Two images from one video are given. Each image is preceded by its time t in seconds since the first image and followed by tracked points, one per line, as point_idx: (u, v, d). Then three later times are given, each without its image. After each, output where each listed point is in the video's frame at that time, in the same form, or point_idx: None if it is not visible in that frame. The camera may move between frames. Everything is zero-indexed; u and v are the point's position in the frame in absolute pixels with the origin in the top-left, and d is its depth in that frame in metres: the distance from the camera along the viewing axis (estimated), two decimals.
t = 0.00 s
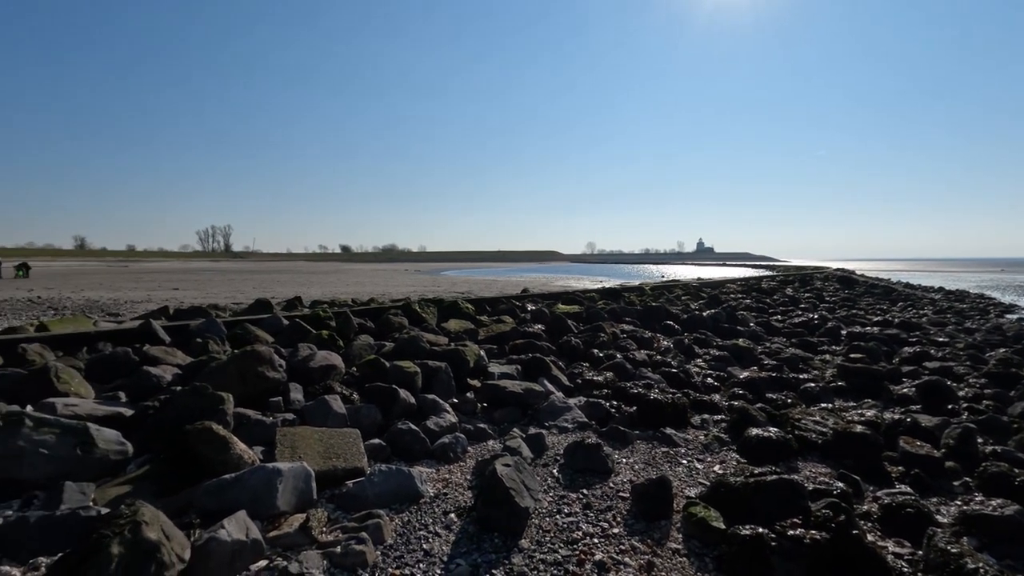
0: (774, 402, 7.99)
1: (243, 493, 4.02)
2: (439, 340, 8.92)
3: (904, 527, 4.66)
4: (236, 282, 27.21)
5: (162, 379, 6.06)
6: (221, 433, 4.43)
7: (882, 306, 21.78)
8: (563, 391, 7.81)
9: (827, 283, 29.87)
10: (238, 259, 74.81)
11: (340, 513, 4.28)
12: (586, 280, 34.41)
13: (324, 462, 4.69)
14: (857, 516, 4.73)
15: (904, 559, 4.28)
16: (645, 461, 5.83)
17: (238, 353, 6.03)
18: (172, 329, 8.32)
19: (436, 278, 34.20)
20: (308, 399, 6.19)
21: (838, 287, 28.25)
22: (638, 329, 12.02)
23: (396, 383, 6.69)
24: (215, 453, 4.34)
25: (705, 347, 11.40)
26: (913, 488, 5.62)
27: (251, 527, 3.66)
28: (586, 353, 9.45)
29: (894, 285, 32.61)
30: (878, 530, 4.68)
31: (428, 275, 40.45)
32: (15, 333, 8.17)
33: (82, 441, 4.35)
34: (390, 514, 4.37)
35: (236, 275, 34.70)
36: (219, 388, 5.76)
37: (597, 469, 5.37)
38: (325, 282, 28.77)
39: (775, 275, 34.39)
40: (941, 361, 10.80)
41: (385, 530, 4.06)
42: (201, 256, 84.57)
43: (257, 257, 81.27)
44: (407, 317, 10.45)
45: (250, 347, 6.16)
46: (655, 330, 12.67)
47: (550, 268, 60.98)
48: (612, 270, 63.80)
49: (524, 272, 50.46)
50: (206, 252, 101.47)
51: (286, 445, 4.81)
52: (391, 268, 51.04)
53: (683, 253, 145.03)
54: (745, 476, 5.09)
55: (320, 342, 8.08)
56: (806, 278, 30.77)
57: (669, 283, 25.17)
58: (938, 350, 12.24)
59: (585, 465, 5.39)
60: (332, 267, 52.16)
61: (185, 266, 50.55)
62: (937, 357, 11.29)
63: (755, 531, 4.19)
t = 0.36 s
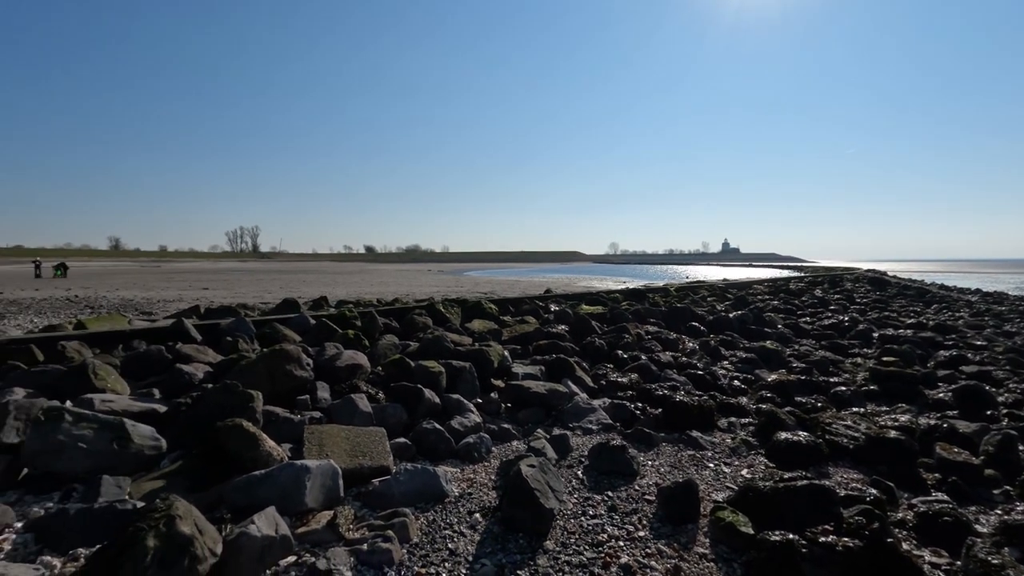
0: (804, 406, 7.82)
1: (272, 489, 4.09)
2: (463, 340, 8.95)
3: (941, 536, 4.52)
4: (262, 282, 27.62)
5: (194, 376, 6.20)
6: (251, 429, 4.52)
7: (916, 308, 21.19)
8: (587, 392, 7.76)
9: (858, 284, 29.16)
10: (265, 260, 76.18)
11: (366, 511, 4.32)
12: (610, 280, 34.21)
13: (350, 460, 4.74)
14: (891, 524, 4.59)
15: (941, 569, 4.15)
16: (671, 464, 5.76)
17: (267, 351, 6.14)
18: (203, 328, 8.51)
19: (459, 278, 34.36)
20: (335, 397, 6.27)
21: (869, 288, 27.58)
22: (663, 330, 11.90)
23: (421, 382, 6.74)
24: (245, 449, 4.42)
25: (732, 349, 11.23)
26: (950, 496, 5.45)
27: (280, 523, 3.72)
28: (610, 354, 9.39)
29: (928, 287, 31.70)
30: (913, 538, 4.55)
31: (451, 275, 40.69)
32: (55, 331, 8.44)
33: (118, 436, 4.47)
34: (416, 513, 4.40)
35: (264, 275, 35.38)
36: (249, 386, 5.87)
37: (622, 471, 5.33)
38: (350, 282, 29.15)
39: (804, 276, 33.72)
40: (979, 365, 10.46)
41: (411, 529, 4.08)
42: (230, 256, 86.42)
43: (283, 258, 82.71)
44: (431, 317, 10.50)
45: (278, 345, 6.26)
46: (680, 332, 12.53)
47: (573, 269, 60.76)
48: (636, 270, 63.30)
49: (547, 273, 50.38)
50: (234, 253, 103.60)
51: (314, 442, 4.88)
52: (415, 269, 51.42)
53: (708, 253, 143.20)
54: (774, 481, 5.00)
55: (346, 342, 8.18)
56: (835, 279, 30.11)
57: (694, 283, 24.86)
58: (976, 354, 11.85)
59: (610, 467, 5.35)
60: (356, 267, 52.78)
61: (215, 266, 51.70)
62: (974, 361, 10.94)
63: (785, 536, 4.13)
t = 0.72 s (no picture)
0: (835, 410, 7.65)
1: (302, 486, 4.15)
2: (488, 341, 8.97)
3: (982, 547, 4.37)
4: (290, 282, 28.11)
5: (226, 374, 6.33)
6: (281, 427, 4.60)
7: (952, 310, 20.54)
8: (612, 394, 7.71)
9: (891, 285, 28.40)
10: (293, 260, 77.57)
11: (393, 510, 4.35)
12: (634, 282, 33.95)
13: (377, 459, 4.79)
14: (929, 533, 4.45)
15: None
16: (698, 467, 5.68)
17: (296, 350, 6.25)
18: (233, 327, 8.69)
19: (483, 279, 34.48)
20: (362, 396, 6.34)
21: (903, 290, 26.85)
22: (689, 332, 11.75)
23: (446, 382, 6.77)
24: (275, 447, 4.51)
25: (760, 351, 11.04)
26: (991, 505, 5.26)
27: (309, 520, 3.78)
28: (636, 356, 9.30)
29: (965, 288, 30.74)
30: (952, 548, 4.41)
31: (475, 275, 40.87)
32: (93, 329, 8.71)
33: (154, 431, 4.59)
34: (442, 512, 4.42)
35: (291, 275, 36.02)
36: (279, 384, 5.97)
37: (649, 474, 5.27)
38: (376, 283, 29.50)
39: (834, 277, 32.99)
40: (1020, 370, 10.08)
41: (437, 528, 4.10)
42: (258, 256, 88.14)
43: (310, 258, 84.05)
44: (456, 317, 10.55)
45: (307, 345, 6.37)
46: (707, 334, 12.35)
47: (597, 270, 60.45)
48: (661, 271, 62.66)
49: (570, 273, 50.21)
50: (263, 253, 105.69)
51: (341, 441, 4.94)
52: (439, 269, 51.75)
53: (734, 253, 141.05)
54: (806, 487, 4.89)
55: (372, 341, 8.27)
56: (867, 281, 29.33)
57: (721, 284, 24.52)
58: (1017, 358, 11.42)
59: (636, 470, 5.30)
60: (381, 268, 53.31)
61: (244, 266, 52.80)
62: (1015, 365, 10.56)
63: (818, 543, 4.05)
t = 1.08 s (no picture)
0: (870, 415, 7.44)
1: (331, 484, 4.20)
2: (514, 341, 8.98)
3: None
4: (317, 282, 28.54)
5: (257, 372, 6.46)
6: (311, 425, 4.67)
7: (994, 312, 19.82)
8: (639, 396, 7.63)
9: (927, 287, 27.56)
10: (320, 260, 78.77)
11: (421, 509, 4.38)
12: (659, 282, 33.59)
13: (405, 458, 4.83)
14: (971, 544, 4.30)
15: None
16: (728, 472, 5.59)
17: (325, 350, 6.34)
18: (264, 326, 8.85)
19: (507, 279, 34.51)
20: (389, 395, 6.40)
21: (941, 292, 26.02)
22: (717, 333, 11.57)
23: (472, 382, 6.79)
24: (305, 444, 4.57)
25: (791, 354, 10.81)
26: None
27: (339, 518, 3.82)
28: (663, 358, 9.20)
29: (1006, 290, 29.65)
30: (996, 559, 4.25)
31: (499, 275, 40.97)
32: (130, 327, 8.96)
33: (189, 428, 4.70)
34: (469, 512, 4.43)
35: (318, 275, 36.57)
36: (308, 382, 6.06)
37: (677, 478, 5.20)
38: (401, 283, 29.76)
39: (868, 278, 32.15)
40: None
41: (464, 528, 4.11)
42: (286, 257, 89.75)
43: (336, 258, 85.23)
44: (481, 317, 10.57)
45: (336, 344, 6.46)
46: (735, 335, 12.15)
47: (622, 270, 59.97)
48: (687, 272, 61.88)
49: (595, 274, 49.90)
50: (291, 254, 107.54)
51: (370, 439, 4.99)
52: (464, 270, 51.98)
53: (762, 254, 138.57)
54: (840, 493, 4.77)
55: (399, 341, 8.34)
56: (902, 282, 28.53)
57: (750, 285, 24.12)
58: None
59: (664, 473, 5.24)
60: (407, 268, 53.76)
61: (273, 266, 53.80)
62: None
63: (853, 551, 3.96)
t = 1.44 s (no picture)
0: (910, 421, 7.21)
1: (363, 482, 4.25)
2: (541, 342, 8.96)
3: None
4: (346, 282, 28.98)
5: (289, 371, 6.58)
6: (343, 423, 4.74)
7: None
8: (668, 398, 7.54)
9: (969, 289, 26.58)
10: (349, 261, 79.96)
11: (450, 508, 4.40)
12: (688, 283, 33.15)
13: (434, 457, 4.86)
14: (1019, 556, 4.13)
15: None
16: (760, 476, 5.48)
17: (355, 349, 6.42)
18: (296, 326, 9.01)
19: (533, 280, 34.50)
20: (418, 395, 6.45)
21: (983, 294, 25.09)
22: (748, 335, 11.36)
23: (499, 383, 6.80)
24: (336, 442, 4.64)
25: (825, 357, 10.55)
26: None
27: (370, 515, 3.86)
28: (692, 360, 9.07)
29: None
30: None
31: (525, 276, 40.98)
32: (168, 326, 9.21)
33: (225, 424, 4.82)
34: (497, 513, 4.44)
35: (347, 275, 37.10)
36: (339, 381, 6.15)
37: (708, 482, 5.12)
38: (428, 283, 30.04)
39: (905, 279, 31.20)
40: None
41: (493, 528, 4.12)
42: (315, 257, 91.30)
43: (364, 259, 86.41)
44: (509, 318, 10.58)
45: (366, 343, 6.54)
46: (767, 338, 11.91)
47: (649, 271, 59.37)
48: (716, 272, 60.96)
49: (622, 275, 49.47)
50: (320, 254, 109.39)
51: (399, 438, 5.03)
52: (490, 270, 52.16)
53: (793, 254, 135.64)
54: (879, 501, 4.64)
55: (427, 341, 8.40)
56: (942, 283, 27.61)
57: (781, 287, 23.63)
58: None
59: (695, 477, 5.16)
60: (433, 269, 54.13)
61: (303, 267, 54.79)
62: None
63: (894, 561, 3.87)
